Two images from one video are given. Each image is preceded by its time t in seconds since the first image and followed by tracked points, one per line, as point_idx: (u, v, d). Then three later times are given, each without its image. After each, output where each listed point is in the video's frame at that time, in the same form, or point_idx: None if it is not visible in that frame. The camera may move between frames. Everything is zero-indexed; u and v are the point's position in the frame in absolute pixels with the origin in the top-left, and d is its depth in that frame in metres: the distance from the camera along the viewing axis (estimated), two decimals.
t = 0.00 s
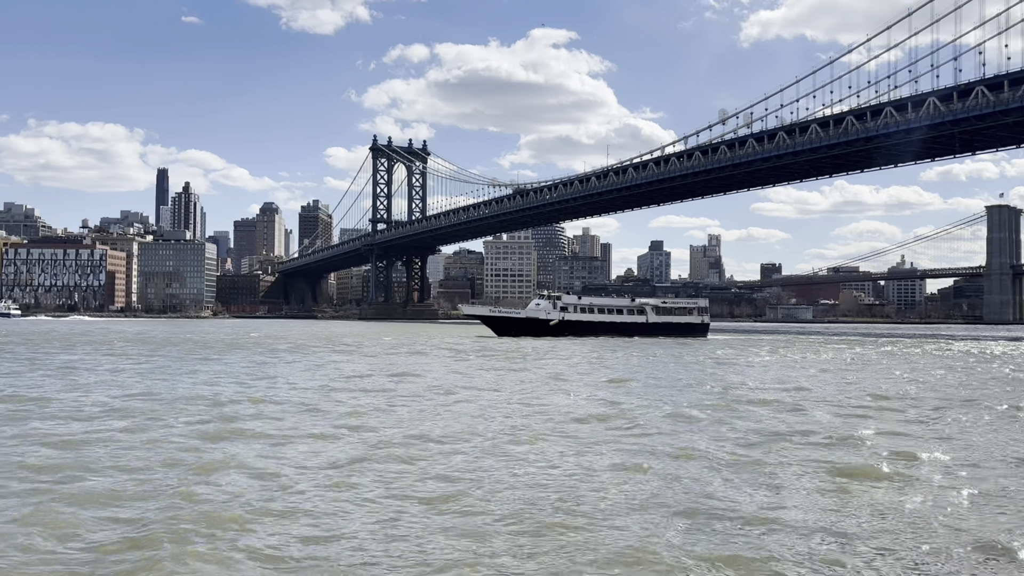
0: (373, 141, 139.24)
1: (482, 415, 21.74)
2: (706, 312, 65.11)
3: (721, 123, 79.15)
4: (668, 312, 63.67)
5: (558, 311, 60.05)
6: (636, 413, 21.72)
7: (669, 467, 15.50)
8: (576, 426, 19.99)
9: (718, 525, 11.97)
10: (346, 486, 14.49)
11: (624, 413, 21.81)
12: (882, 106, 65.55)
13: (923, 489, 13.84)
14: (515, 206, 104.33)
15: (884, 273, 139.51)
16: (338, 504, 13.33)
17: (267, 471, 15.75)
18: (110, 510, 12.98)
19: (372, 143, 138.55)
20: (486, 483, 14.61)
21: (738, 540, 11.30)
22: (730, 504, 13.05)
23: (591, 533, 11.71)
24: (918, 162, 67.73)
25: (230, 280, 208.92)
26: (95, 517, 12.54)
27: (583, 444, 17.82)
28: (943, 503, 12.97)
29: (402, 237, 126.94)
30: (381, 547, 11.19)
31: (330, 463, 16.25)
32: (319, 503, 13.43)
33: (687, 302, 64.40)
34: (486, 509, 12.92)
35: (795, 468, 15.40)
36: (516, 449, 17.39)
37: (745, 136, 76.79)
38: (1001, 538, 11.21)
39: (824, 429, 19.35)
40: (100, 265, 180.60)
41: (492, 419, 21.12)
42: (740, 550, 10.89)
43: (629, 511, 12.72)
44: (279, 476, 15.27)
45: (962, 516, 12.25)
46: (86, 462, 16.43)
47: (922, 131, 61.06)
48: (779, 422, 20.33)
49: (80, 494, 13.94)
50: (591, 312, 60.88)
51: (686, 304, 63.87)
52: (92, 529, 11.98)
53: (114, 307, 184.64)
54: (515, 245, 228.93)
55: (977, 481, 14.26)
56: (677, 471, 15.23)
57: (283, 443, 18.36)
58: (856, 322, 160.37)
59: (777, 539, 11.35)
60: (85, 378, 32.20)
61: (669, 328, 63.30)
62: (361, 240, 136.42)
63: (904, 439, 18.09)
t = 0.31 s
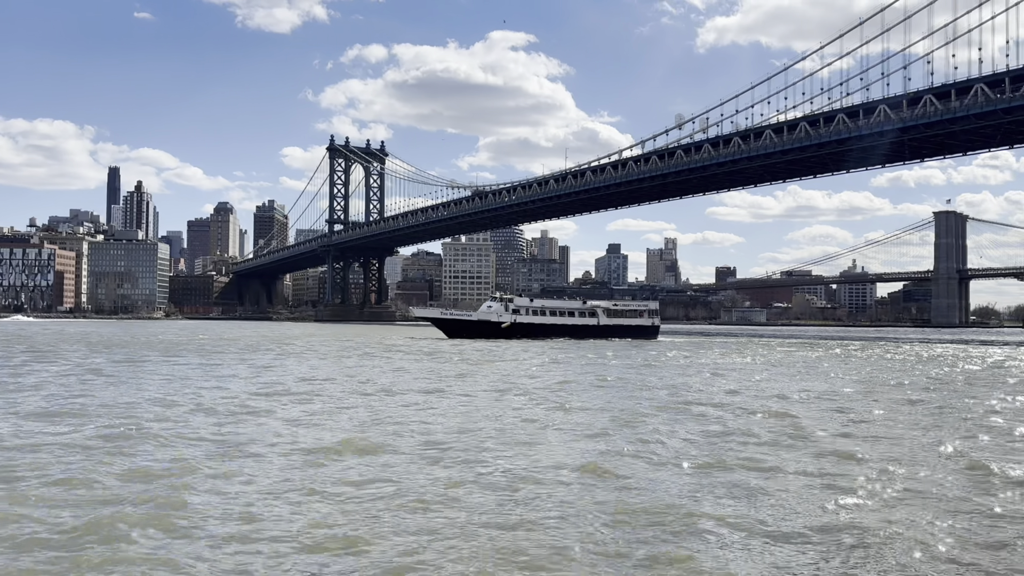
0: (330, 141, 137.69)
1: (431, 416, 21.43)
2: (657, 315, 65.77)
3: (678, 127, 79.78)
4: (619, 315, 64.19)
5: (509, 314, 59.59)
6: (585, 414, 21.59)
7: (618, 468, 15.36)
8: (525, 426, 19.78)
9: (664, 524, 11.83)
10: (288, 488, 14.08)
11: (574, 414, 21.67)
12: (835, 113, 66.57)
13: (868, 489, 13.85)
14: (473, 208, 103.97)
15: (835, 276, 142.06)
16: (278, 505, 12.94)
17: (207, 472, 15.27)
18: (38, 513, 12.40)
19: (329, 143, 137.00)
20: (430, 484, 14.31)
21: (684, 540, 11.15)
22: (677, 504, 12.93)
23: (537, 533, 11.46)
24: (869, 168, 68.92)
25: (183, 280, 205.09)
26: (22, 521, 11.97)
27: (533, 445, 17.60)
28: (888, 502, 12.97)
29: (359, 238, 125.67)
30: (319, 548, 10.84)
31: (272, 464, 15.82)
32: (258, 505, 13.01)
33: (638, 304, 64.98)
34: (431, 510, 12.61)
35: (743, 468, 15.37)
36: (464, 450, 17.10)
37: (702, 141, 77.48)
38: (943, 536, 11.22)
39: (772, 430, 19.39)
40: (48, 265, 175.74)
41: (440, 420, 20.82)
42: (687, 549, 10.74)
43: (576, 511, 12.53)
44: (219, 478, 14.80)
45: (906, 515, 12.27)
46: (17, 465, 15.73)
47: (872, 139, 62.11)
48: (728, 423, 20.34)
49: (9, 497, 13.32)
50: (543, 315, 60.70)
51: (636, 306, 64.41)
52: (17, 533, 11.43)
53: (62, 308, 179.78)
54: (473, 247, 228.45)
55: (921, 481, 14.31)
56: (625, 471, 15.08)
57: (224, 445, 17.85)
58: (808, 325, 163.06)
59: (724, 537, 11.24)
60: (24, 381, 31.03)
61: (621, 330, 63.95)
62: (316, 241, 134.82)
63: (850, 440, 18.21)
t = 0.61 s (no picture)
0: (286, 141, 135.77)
1: (379, 418, 20.95)
2: (607, 317, 65.82)
3: (635, 131, 80.29)
4: (570, 317, 64.07)
5: (460, 317, 59.51)
6: (536, 416, 21.30)
7: (568, 470, 15.07)
8: (474, 428, 19.39)
9: (614, 526, 11.54)
10: (226, 491, 13.52)
11: (521, 416, 21.46)
12: (788, 119, 67.55)
13: (817, 490, 13.76)
14: (430, 210, 103.33)
15: (788, 280, 144.29)
16: (215, 509, 12.38)
17: (141, 475, 14.63)
18: None
19: (285, 142, 135.11)
20: (374, 486, 13.86)
21: (634, 542, 10.87)
22: (619, 504, 12.78)
23: (484, 537, 11.10)
24: (822, 173, 69.91)
25: (133, 280, 200.61)
26: None
27: (483, 447, 17.24)
28: (838, 503, 12.88)
29: (314, 239, 124.09)
30: (254, 555, 10.33)
31: (211, 467, 15.22)
32: (194, 509, 12.45)
33: (588, 306, 65.06)
34: (374, 513, 12.18)
35: (693, 470, 15.20)
36: (410, 452, 16.68)
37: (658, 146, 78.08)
38: (893, 538, 11.11)
39: (718, 431, 19.39)
40: None
41: (387, 422, 20.36)
42: (638, 552, 10.46)
43: (523, 513, 12.19)
44: (153, 482, 14.19)
45: (855, 516, 12.17)
46: None
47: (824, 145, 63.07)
48: (679, 425, 20.21)
49: None
50: (494, 317, 60.61)
51: (587, 308, 64.49)
52: None
53: (6, 309, 174.50)
54: (431, 249, 227.44)
55: (870, 483, 14.28)
56: (575, 473, 14.80)
57: (161, 447, 17.15)
58: (762, 328, 165.35)
59: (674, 539, 10.99)
60: None
61: (570, 333, 63.78)
62: (271, 241, 132.89)
63: (800, 442, 18.17)
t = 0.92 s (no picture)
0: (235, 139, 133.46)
1: (326, 420, 20.57)
2: (554, 319, 65.95)
3: (587, 135, 80.85)
4: (517, 319, 64.53)
5: (405, 318, 58.75)
6: (486, 418, 21.13)
7: (520, 471, 14.93)
8: (423, 430, 19.13)
9: (567, 528, 11.43)
10: (165, 495, 13.07)
11: (461, 417, 21.33)
12: (737, 125, 68.64)
13: (751, 489, 13.88)
14: (382, 211, 102.55)
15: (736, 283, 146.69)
16: (153, 513, 11.94)
17: (67, 479, 14.11)
18: None
19: (233, 140, 132.81)
20: (321, 490, 13.54)
21: (587, 544, 10.76)
22: (553, 503, 12.74)
23: (435, 540, 10.87)
24: (769, 178, 71.22)
25: (75, 279, 195.24)
26: None
27: (433, 448, 17.00)
28: (788, 504, 12.97)
29: (264, 239, 122.22)
30: (194, 561, 9.94)
31: (149, 470, 14.71)
32: (120, 512, 12.03)
33: (534, 308, 65.27)
34: (320, 517, 11.87)
35: (644, 471, 15.19)
36: (358, 454, 16.36)
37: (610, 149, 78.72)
38: (842, 537, 11.21)
39: (657, 431, 19.51)
40: None
41: (334, 424, 19.98)
42: (591, 554, 10.34)
43: (475, 516, 11.99)
44: (88, 486, 13.64)
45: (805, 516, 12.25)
46: None
47: (773, 151, 64.26)
48: (629, 426, 20.22)
49: None
50: (440, 318, 60.14)
51: (533, 310, 64.70)
52: None
53: None
54: (383, 250, 226.07)
55: (818, 483, 14.43)
56: (526, 475, 14.66)
57: (97, 450, 16.56)
58: (711, 330, 167.67)
59: (605, 539, 10.98)
60: None
61: (516, 335, 63.97)
62: (218, 241, 130.48)
63: (749, 442, 18.33)
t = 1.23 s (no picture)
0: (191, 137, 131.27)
1: (281, 421, 20.29)
2: (508, 320, 66.03)
3: (548, 137, 81.06)
4: (471, 320, 64.19)
5: (357, 319, 58.10)
6: (444, 419, 20.96)
7: (479, 471, 14.84)
8: (379, 431, 18.95)
9: (525, 527, 11.37)
10: (112, 497, 12.74)
11: (412, 418, 21.17)
12: (697, 129, 69.37)
13: (701, 488, 13.93)
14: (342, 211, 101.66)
15: (695, 286, 148.22)
16: (102, 516, 11.63)
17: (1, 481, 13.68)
18: None
19: (190, 138, 130.62)
20: (275, 489, 13.33)
21: (547, 542, 10.70)
22: (500, 503, 12.66)
23: (393, 539, 10.74)
24: (727, 182, 72.11)
25: (25, 279, 190.61)
26: None
27: (390, 449, 16.84)
28: (745, 500, 13.04)
29: (220, 238, 120.41)
30: (141, 564, 9.67)
31: (88, 472, 14.33)
32: (53, 515, 11.67)
33: (489, 309, 65.23)
34: (269, 519, 11.63)
35: (601, 469, 15.20)
36: (313, 456, 16.13)
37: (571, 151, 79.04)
38: (796, 531, 11.30)
39: (608, 431, 19.55)
40: None
41: (290, 425, 19.69)
42: (550, 551, 10.30)
43: (433, 515, 11.89)
44: (22, 488, 13.24)
45: (763, 511, 12.34)
46: None
47: (731, 155, 65.06)
48: (587, 426, 20.25)
49: None
50: (393, 319, 59.71)
51: (488, 311, 64.66)
52: None
53: None
54: (342, 251, 224.21)
55: (773, 480, 14.57)
56: (484, 475, 14.55)
57: (34, 452, 16.09)
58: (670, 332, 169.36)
59: (551, 538, 10.91)
60: None
61: (469, 336, 63.47)
62: (174, 241, 128.30)
63: (706, 441, 18.48)
